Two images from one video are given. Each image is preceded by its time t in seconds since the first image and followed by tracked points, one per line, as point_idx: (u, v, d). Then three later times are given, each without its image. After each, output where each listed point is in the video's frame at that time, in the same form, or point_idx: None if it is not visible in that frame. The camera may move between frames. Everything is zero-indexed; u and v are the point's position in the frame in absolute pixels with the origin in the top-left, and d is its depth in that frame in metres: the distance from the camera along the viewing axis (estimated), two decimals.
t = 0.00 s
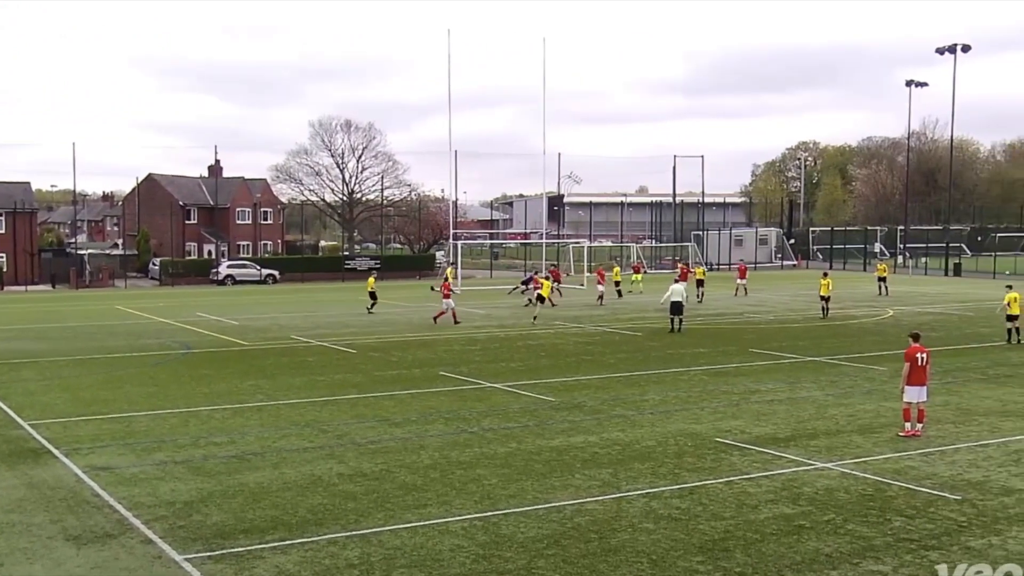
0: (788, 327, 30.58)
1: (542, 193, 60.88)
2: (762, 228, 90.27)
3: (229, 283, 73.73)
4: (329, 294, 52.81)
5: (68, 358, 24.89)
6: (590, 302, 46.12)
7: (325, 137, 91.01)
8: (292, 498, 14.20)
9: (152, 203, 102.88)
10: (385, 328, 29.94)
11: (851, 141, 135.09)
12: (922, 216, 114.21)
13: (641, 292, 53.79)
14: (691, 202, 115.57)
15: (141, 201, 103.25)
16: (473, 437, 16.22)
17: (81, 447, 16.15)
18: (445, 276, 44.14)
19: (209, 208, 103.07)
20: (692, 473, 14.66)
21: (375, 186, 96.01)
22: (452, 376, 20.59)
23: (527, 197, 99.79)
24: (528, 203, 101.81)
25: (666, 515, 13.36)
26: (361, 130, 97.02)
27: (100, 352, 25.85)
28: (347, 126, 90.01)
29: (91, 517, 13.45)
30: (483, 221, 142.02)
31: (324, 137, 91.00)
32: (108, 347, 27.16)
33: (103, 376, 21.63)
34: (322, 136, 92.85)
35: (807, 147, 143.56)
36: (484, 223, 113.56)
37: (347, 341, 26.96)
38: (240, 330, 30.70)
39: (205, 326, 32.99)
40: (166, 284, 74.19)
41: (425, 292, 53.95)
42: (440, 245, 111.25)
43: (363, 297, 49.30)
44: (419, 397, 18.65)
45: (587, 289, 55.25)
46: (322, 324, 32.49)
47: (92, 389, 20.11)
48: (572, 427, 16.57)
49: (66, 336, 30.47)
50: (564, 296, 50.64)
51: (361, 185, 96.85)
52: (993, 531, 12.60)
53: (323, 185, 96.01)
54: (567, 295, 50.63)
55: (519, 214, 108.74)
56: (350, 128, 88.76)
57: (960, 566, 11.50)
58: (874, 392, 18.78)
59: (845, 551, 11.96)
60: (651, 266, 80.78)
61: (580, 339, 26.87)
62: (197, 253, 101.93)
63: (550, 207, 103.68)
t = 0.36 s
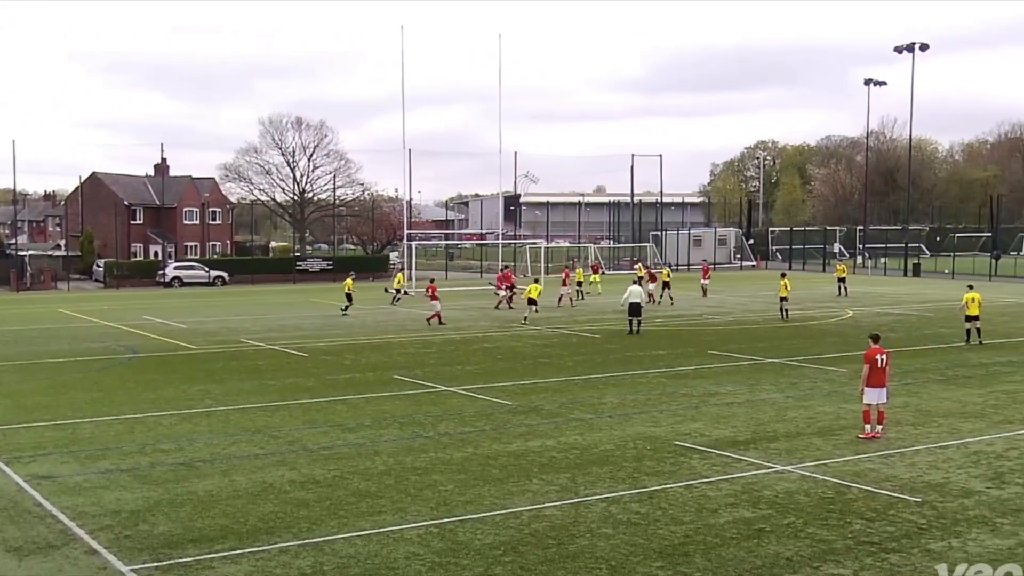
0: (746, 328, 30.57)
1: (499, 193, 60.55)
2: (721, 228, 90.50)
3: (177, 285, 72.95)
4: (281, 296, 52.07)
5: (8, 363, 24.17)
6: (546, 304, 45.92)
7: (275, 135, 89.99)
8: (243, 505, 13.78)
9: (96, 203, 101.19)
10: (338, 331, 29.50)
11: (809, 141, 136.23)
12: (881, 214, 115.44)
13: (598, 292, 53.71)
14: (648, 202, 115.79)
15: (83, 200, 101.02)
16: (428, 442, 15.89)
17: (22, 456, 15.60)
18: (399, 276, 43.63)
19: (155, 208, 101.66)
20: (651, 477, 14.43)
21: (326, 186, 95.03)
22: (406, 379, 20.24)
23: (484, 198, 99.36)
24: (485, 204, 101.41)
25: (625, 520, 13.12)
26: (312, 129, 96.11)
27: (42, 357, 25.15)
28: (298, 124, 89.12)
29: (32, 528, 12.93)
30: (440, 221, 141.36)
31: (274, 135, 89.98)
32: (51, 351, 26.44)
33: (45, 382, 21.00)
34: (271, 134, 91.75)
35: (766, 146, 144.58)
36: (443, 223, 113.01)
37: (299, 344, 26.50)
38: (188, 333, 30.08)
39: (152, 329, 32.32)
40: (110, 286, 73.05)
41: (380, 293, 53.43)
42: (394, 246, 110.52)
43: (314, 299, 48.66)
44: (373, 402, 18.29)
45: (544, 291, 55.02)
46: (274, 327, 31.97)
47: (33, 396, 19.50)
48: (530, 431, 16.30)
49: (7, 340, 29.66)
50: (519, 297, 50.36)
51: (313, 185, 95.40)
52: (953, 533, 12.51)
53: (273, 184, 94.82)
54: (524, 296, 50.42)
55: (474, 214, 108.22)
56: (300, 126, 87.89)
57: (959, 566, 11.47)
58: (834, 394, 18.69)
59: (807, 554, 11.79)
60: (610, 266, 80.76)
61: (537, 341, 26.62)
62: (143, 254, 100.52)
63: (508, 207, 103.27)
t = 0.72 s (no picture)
0: (704, 330, 30.47)
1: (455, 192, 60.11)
2: (680, 229, 90.98)
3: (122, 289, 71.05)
4: (231, 299, 51.23)
5: None
6: (502, 306, 45.55)
7: (223, 132, 88.42)
8: (190, 514, 13.35)
9: (37, 202, 99.50)
10: (289, 335, 28.99)
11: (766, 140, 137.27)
12: (838, 213, 116.40)
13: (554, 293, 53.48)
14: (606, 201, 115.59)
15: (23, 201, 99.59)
16: (381, 447, 15.54)
17: None
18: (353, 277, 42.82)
19: (99, 208, 100.04)
20: (610, 481, 14.19)
21: (276, 185, 93.42)
22: (359, 384, 19.86)
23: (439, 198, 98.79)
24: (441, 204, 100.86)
25: (584, 526, 12.85)
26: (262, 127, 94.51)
27: None
28: (247, 121, 87.67)
29: None
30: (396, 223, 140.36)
31: (223, 132, 88.41)
32: None
33: None
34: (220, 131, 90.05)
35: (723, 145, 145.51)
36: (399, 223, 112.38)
37: (248, 348, 25.98)
38: (133, 337, 29.38)
39: (95, 333, 31.52)
40: (52, 287, 71.21)
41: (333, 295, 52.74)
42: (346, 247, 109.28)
43: (264, 302, 47.88)
44: (324, 407, 17.89)
45: (500, 292, 54.67)
46: (222, 330, 31.38)
47: None
48: (485, 436, 16.00)
49: None
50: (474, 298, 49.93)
51: (262, 185, 93.96)
52: (914, 535, 12.39)
53: (221, 183, 93.07)
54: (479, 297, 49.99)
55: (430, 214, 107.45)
56: (249, 123, 86.44)
57: (959, 566, 11.42)
58: (793, 396, 18.59)
59: (768, 558, 11.59)
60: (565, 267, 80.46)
61: (493, 344, 26.32)
62: (86, 255, 99.07)
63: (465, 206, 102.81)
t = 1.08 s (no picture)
0: (667, 331, 30.34)
1: (415, 192, 59.59)
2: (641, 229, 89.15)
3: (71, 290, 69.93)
4: (186, 301, 50.53)
5: None
6: (464, 307, 45.23)
7: (175, 130, 86.97)
8: (142, 522, 12.98)
9: None
10: (244, 338, 28.56)
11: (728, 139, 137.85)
12: (801, 213, 117.01)
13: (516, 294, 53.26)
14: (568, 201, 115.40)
15: None
16: (340, 452, 15.24)
17: None
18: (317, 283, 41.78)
19: (47, 208, 98.03)
20: (572, 485, 13.98)
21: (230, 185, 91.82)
22: (316, 388, 19.52)
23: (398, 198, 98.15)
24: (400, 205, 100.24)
25: (546, 531, 12.64)
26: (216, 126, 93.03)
27: None
28: (200, 119, 86.32)
29: None
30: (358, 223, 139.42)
31: (175, 130, 86.97)
32: None
33: None
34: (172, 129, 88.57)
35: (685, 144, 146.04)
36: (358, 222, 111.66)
37: (203, 351, 25.54)
38: (84, 341, 28.80)
39: (45, 337, 30.93)
40: None
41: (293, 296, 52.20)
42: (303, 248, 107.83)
43: (219, 304, 47.25)
44: (281, 411, 17.55)
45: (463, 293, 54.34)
46: (175, 333, 30.86)
47: None
48: (446, 440, 15.75)
49: None
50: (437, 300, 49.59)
51: (215, 184, 92.47)
52: (878, 538, 12.29)
53: (173, 183, 91.38)
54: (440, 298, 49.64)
55: (386, 213, 106.23)
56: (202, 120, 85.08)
57: (959, 565, 11.38)
58: (757, 398, 18.48)
59: (732, 562, 11.44)
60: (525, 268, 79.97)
61: (453, 346, 26.03)
62: (34, 256, 96.22)
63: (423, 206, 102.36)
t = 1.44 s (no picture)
0: (627, 333, 30.12)
1: (370, 191, 58.82)
2: (601, 230, 88.51)
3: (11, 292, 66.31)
4: (134, 304, 49.50)
5: None
6: (422, 308, 44.76)
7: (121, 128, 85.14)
8: (86, 532, 12.53)
9: None
10: (192, 342, 27.99)
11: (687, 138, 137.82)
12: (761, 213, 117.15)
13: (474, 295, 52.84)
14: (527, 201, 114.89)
15: None
16: (292, 459, 14.87)
17: None
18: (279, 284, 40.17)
19: None
20: (530, 491, 13.70)
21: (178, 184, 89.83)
22: (267, 392, 19.15)
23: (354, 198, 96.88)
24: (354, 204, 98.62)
25: (504, 539, 12.33)
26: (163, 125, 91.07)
27: None
28: (146, 116, 84.60)
29: None
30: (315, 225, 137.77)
31: (121, 127, 85.12)
32: None
33: None
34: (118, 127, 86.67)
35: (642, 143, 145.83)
36: (310, 224, 109.96)
37: (151, 356, 24.98)
38: (26, 346, 28.05)
39: None
40: None
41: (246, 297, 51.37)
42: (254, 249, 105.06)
43: (168, 306, 46.31)
44: (230, 417, 17.15)
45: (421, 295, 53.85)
46: (121, 337, 30.16)
47: None
48: (401, 445, 15.43)
49: None
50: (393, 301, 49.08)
51: (162, 183, 90.39)
52: (840, 542, 12.14)
53: (119, 182, 89.32)
54: (398, 300, 49.12)
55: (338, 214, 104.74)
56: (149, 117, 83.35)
57: (960, 565, 11.36)
58: (717, 400, 18.31)
59: (694, 568, 11.21)
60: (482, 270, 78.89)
61: (407, 349, 25.66)
62: None
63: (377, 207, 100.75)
